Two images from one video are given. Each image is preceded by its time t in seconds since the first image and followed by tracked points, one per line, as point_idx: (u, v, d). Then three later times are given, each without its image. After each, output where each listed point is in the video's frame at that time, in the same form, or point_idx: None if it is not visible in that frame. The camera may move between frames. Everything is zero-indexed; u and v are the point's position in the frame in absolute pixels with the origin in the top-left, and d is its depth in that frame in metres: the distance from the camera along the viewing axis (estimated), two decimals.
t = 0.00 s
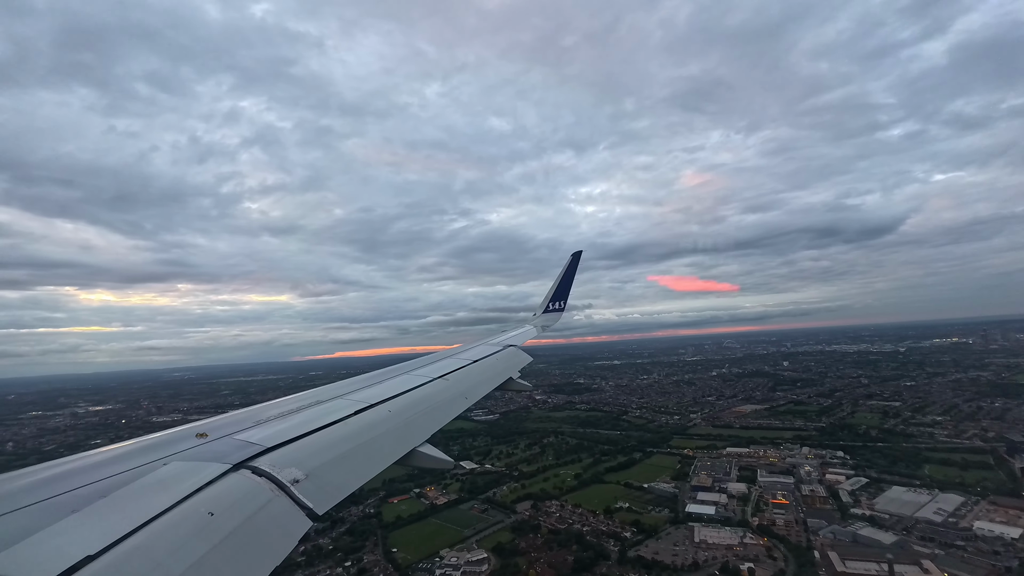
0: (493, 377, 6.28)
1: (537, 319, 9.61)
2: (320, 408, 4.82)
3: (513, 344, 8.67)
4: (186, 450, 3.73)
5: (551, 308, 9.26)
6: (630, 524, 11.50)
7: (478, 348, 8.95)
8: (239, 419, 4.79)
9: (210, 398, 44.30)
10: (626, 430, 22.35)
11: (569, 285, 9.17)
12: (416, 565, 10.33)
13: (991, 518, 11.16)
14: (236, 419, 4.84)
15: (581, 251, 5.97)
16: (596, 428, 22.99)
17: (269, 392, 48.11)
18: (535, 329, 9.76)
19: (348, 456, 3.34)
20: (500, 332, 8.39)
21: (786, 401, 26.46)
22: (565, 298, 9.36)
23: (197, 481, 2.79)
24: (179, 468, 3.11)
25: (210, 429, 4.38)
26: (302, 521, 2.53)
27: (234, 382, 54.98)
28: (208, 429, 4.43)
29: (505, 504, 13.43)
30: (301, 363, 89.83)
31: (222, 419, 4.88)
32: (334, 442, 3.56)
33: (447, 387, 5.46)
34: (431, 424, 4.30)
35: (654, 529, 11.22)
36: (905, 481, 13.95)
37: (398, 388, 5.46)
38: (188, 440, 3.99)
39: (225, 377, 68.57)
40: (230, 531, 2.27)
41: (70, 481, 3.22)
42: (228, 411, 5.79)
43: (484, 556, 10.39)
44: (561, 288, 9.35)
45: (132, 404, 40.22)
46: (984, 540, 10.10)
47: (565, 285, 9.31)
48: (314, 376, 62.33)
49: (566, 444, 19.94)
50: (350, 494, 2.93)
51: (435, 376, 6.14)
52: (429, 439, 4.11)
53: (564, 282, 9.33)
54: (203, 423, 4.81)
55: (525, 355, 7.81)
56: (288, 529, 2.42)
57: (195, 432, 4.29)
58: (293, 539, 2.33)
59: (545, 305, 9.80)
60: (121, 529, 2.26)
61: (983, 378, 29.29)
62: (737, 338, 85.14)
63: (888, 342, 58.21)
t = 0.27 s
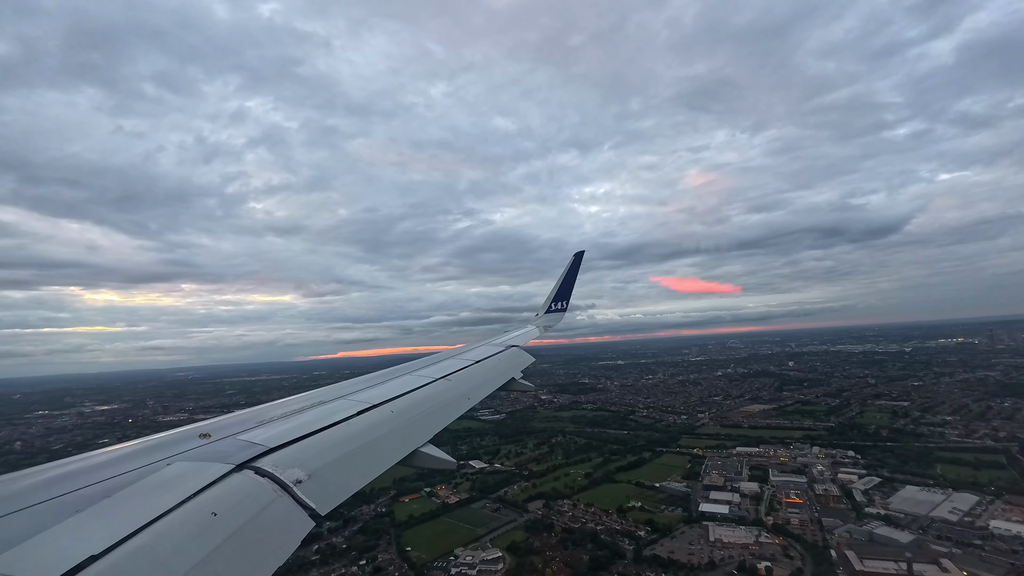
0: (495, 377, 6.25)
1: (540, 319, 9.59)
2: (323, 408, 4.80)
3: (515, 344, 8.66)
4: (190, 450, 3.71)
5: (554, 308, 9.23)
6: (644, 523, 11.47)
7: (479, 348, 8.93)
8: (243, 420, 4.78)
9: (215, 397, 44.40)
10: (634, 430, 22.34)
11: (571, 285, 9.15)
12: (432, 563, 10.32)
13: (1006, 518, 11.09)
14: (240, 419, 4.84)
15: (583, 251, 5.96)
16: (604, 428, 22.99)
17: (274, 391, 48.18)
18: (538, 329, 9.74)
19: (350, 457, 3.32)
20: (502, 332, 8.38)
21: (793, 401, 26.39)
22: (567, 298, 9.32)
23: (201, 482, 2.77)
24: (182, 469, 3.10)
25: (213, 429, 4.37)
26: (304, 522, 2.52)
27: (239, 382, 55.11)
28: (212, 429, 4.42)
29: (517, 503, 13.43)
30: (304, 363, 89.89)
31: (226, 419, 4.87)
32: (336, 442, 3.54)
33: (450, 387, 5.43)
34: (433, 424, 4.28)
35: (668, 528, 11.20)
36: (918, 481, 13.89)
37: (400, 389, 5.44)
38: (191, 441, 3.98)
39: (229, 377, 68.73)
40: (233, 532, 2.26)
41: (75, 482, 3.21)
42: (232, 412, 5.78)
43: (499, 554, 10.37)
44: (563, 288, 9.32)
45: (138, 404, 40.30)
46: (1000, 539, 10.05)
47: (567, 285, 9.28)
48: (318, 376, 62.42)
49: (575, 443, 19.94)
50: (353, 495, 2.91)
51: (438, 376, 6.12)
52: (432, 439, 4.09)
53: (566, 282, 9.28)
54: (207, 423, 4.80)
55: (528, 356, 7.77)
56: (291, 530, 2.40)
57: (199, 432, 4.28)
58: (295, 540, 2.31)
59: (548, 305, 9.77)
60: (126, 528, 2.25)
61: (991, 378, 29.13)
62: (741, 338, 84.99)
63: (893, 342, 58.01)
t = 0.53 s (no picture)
0: (496, 377, 6.23)
1: (542, 319, 9.55)
2: (325, 408, 4.79)
3: (518, 344, 8.64)
4: (192, 450, 3.70)
5: (557, 308, 9.20)
6: (658, 522, 11.45)
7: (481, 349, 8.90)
8: (246, 419, 4.78)
9: (221, 397, 44.45)
10: (642, 429, 22.32)
11: (573, 285, 9.12)
12: (447, 562, 10.30)
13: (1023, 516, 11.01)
14: (244, 419, 4.82)
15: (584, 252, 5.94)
16: (611, 428, 22.97)
17: (278, 391, 48.17)
18: (541, 329, 9.71)
19: (352, 456, 3.32)
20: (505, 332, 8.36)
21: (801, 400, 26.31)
22: (569, 298, 9.28)
23: (204, 482, 2.77)
24: (185, 469, 3.10)
25: (217, 429, 4.37)
26: (306, 521, 2.52)
27: (244, 382, 55.15)
28: (215, 429, 4.41)
29: (529, 502, 13.40)
30: (308, 363, 89.93)
31: (228, 419, 4.86)
32: (339, 442, 3.53)
33: (452, 388, 5.40)
34: (436, 424, 4.26)
35: (683, 527, 11.17)
36: (932, 480, 13.80)
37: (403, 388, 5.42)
38: (195, 440, 3.98)
39: (233, 377, 68.78)
40: (237, 530, 2.27)
41: (79, 482, 3.22)
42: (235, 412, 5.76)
43: (514, 553, 10.34)
44: (566, 288, 9.29)
45: (144, 404, 40.35)
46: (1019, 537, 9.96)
47: (569, 285, 9.24)
48: (322, 376, 62.43)
49: (584, 443, 19.92)
50: (356, 494, 2.91)
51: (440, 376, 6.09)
52: (435, 438, 4.07)
53: (568, 282, 9.25)
54: (209, 423, 4.79)
55: (531, 356, 7.74)
56: (293, 529, 2.40)
57: (203, 432, 4.27)
58: (297, 539, 2.30)
59: (551, 305, 9.72)
60: (129, 528, 2.25)
61: (1000, 377, 28.98)
62: (745, 338, 84.78)
63: (899, 342, 57.77)
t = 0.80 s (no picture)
0: (498, 378, 6.20)
1: (543, 320, 9.53)
2: (327, 408, 4.77)
3: (518, 344, 8.60)
4: (194, 450, 3.68)
5: (558, 308, 9.17)
6: (671, 521, 11.43)
7: (481, 349, 8.88)
8: (248, 419, 4.76)
9: (224, 397, 44.42)
10: (649, 429, 22.32)
11: (575, 285, 9.10)
12: (461, 561, 10.29)
13: None
14: (245, 418, 4.80)
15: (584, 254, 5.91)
16: (618, 427, 22.95)
17: (282, 391, 48.18)
18: (542, 329, 9.68)
19: (354, 456, 3.30)
20: (506, 332, 8.34)
21: (807, 400, 26.25)
22: (571, 298, 9.26)
23: (206, 480, 2.76)
24: (187, 468, 3.08)
25: (219, 428, 4.34)
26: (308, 521, 2.51)
27: (247, 381, 55.12)
28: (217, 428, 4.38)
29: (540, 501, 13.39)
30: (310, 363, 89.92)
31: (230, 417, 4.83)
32: (341, 441, 3.52)
33: (454, 388, 5.38)
34: (437, 424, 4.24)
35: (695, 526, 11.15)
36: (944, 479, 13.76)
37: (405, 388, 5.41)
38: (197, 439, 3.95)
39: (236, 377, 68.77)
40: (240, 529, 2.26)
41: (81, 481, 3.19)
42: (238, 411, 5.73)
43: (528, 552, 10.32)
44: (568, 289, 9.27)
45: (148, 403, 40.33)
46: None
47: (571, 285, 9.23)
48: (325, 376, 62.40)
49: (592, 442, 19.92)
50: (358, 494, 2.91)
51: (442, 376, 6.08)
52: (436, 438, 4.05)
53: (570, 282, 9.22)
54: (211, 422, 4.77)
55: (532, 356, 7.71)
56: (295, 529, 2.39)
57: (205, 431, 4.24)
58: (299, 538, 2.30)
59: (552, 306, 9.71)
60: (132, 527, 2.24)
61: (1007, 377, 28.88)
62: (749, 339, 84.60)
63: (904, 342, 57.60)
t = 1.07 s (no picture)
0: (499, 377, 6.17)
1: (544, 319, 9.49)
2: (329, 407, 4.74)
3: (520, 344, 8.57)
4: (197, 449, 3.67)
5: (558, 309, 9.13)
6: (683, 519, 11.43)
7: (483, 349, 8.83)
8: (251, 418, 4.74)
9: (229, 396, 44.47)
10: (656, 428, 22.33)
11: (577, 284, 9.06)
12: (475, 559, 10.28)
13: None
14: (248, 418, 4.78)
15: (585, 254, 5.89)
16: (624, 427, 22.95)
17: (285, 390, 48.14)
18: (543, 330, 9.64)
19: (356, 455, 3.30)
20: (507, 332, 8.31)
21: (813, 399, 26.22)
22: (572, 298, 9.22)
23: (208, 480, 2.76)
24: (190, 468, 3.08)
25: (221, 428, 4.31)
26: (309, 520, 2.51)
27: (251, 381, 55.21)
28: (220, 428, 4.36)
29: (551, 500, 13.39)
30: (313, 363, 89.99)
31: (233, 417, 4.81)
32: (343, 441, 3.50)
33: (455, 387, 5.35)
34: (439, 423, 4.22)
35: (707, 524, 11.14)
36: (955, 478, 13.72)
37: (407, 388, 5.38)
38: (199, 439, 3.94)
39: (240, 377, 68.85)
40: (241, 530, 2.27)
41: (85, 480, 3.18)
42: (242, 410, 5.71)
43: (542, 550, 10.31)
44: (568, 288, 9.23)
45: (152, 402, 40.42)
46: None
47: (572, 284, 9.20)
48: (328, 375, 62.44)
49: (600, 441, 19.93)
50: (359, 493, 2.90)
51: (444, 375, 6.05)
52: (438, 436, 4.03)
53: (571, 282, 9.17)
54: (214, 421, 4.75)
55: (534, 356, 7.66)
56: (296, 528, 2.40)
57: (208, 431, 4.22)
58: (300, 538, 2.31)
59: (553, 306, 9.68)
60: (134, 528, 2.24)
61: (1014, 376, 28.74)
62: (752, 339, 84.46)
63: (909, 342, 57.44)
